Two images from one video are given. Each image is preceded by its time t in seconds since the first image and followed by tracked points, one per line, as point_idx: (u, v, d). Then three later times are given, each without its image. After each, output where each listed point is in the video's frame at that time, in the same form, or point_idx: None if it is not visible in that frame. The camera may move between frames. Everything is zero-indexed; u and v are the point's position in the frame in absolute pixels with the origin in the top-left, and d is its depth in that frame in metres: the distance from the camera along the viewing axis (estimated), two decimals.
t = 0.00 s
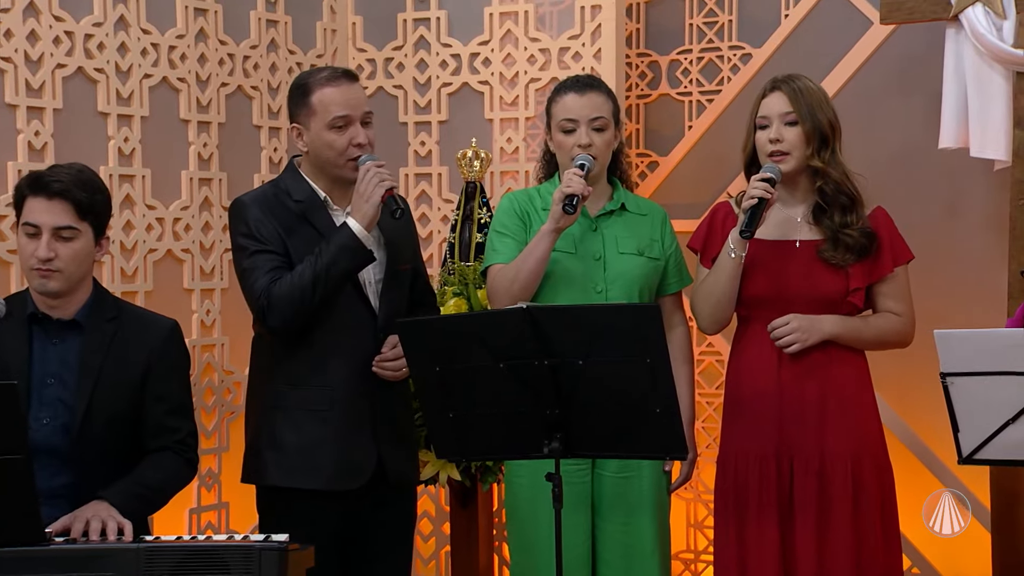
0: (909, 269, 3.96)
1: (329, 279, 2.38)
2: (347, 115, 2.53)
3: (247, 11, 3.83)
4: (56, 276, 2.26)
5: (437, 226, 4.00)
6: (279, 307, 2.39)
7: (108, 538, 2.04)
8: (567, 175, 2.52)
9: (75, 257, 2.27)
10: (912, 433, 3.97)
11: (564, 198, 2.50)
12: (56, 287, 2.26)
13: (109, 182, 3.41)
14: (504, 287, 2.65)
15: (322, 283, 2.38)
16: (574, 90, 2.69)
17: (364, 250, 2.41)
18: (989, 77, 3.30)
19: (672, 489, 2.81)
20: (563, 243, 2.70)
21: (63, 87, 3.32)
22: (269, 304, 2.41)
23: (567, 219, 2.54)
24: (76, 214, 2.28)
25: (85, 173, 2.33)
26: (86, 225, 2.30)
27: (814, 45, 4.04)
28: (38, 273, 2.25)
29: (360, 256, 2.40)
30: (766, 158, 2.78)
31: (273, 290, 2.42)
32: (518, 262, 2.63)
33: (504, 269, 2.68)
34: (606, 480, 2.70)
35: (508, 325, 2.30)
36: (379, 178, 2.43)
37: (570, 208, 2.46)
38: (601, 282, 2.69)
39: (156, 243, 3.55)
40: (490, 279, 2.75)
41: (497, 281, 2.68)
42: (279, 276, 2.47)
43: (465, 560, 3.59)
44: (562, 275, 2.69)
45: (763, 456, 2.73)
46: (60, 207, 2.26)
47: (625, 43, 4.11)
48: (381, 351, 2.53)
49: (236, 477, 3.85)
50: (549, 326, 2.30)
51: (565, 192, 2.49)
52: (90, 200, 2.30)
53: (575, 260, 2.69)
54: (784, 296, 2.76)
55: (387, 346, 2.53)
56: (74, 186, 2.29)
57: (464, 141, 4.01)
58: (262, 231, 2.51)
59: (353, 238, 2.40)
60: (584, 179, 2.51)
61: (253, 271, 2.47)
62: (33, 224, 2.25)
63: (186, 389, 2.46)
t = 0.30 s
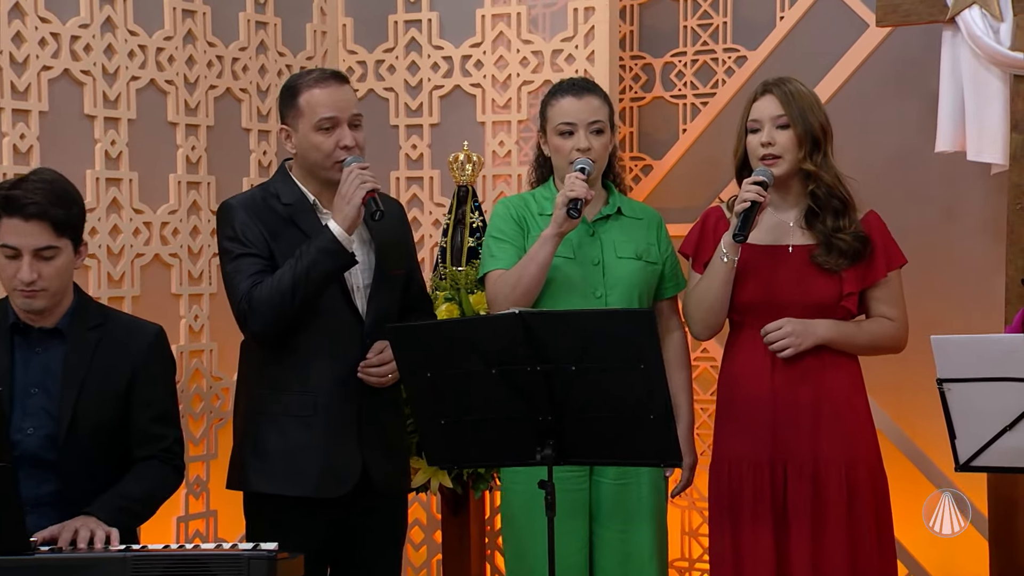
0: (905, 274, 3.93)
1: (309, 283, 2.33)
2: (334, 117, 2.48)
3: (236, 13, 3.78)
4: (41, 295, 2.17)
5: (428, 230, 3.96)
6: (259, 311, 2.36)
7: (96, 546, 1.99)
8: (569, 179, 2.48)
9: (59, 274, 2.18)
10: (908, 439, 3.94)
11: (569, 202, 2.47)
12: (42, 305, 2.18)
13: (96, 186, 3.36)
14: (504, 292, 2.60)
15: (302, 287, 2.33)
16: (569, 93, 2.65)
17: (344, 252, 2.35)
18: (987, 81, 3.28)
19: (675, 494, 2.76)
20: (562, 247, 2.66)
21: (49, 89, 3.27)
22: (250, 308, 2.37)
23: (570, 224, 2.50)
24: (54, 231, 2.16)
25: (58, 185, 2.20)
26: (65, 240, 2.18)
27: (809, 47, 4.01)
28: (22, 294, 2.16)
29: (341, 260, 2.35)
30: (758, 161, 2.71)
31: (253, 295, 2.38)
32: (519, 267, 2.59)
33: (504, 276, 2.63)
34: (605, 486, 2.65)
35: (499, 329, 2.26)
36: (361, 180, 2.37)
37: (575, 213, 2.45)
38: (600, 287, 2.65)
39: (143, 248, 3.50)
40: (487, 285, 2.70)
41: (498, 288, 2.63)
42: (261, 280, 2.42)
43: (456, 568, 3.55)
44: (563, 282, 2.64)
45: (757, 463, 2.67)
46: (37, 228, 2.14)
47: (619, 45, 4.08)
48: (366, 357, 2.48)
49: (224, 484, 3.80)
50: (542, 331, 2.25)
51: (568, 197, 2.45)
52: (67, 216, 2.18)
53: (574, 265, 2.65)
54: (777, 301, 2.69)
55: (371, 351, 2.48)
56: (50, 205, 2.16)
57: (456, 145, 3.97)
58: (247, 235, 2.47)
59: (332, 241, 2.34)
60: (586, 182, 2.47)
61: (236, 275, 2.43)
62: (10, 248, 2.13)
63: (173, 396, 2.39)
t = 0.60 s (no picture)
0: (900, 279, 3.90)
1: (295, 289, 2.29)
2: (325, 119, 2.44)
3: (224, 14, 3.74)
4: (14, 304, 2.10)
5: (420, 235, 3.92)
6: (244, 317, 2.31)
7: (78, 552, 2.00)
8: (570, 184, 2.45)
9: (32, 282, 2.11)
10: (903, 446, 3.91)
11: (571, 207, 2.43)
12: (15, 314, 2.11)
13: (81, 190, 3.32)
14: (504, 297, 2.55)
15: (288, 294, 2.29)
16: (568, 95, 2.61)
17: (331, 259, 2.31)
18: (984, 84, 3.25)
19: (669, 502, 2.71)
20: (564, 251, 2.62)
21: (34, 92, 3.22)
22: (235, 314, 2.33)
23: (572, 228, 2.46)
24: (23, 240, 2.09)
25: (27, 191, 2.13)
26: (36, 247, 2.11)
27: (804, 50, 3.99)
28: None
29: (328, 266, 2.30)
30: (750, 166, 2.64)
31: (239, 301, 2.33)
32: (519, 273, 2.54)
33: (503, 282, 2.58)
34: (604, 493, 2.61)
35: (490, 335, 2.22)
36: (348, 186, 2.33)
37: (577, 217, 2.40)
38: (600, 291, 2.61)
39: (129, 253, 3.45)
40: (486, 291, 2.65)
41: (498, 293, 2.58)
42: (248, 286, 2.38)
43: None
44: (562, 287, 2.60)
45: (750, 471, 2.57)
46: (6, 237, 2.06)
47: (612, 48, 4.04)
48: (355, 364, 2.43)
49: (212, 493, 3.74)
50: (534, 337, 2.21)
51: (571, 201, 2.42)
52: (37, 224, 2.11)
53: (573, 269, 2.61)
54: (768, 307, 2.61)
55: (361, 358, 2.43)
56: (18, 212, 2.09)
57: (447, 149, 3.93)
58: (236, 240, 2.42)
59: (318, 246, 2.30)
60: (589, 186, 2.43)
61: (223, 280, 2.38)
62: None
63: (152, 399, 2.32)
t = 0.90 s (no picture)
0: (894, 283, 3.88)
1: (276, 289, 2.24)
2: (313, 115, 2.42)
3: (211, 15, 3.69)
4: None
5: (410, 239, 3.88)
6: (227, 318, 2.27)
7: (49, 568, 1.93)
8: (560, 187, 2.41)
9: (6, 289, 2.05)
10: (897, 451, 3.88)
11: (561, 210, 2.39)
12: None
13: (66, 194, 3.27)
14: (498, 301, 2.50)
15: (268, 294, 2.23)
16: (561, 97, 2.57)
17: (313, 258, 2.25)
18: (978, 87, 3.24)
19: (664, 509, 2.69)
20: (558, 257, 2.57)
21: (17, 94, 3.17)
22: (218, 315, 2.29)
23: (565, 233, 2.42)
24: None
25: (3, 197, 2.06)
26: (11, 254, 2.05)
27: (798, 52, 3.96)
28: None
29: (309, 263, 2.25)
30: (739, 169, 2.60)
31: (222, 301, 2.29)
32: (515, 275, 2.50)
33: (497, 287, 2.53)
34: (600, 500, 2.56)
35: (480, 340, 2.17)
36: (329, 182, 2.28)
37: (568, 220, 2.35)
38: (596, 296, 2.56)
39: (115, 257, 3.41)
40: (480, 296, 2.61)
41: (492, 298, 2.53)
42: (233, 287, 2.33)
43: None
44: (557, 292, 2.56)
45: (740, 478, 2.53)
46: None
47: (604, 50, 4.01)
48: (343, 367, 2.39)
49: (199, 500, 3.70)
50: (525, 342, 2.17)
51: (559, 204, 2.38)
52: (11, 231, 2.03)
53: (568, 274, 2.57)
54: (760, 313, 2.57)
55: (348, 361, 2.39)
56: None
57: (437, 151, 3.90)
58: (226, 241, 2.38)
59: (299, 245, 2.25)
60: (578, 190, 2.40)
61: (209, 280, 2.34)
62: None
63: (122, 406, 2.27)
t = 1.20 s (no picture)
0: (888, 287, 3.85)
1: (260, 294, 2.20)
2: (308, 118, 2.38)
3: (200, 16, 3.64)
4: None
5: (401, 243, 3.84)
6: (211, 322, 2.24)
7: None
8: (549, 190, 2.35)
9: None
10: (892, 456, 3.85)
11: (547, 214, 2.33)
12: None
13: (51, 197, 3.22)
14: (489, 306, 2.47)
15: (252, 298, 2.20)
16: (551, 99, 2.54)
17: (295, 262, 2.23)
18: (975, 90, 3.22)
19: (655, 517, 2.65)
20: (547, 261, 2.53)
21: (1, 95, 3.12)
22: (201, 317, 2.26)
23: (553, 238, 2.38)
24: None
25: None
26: None
27: (793, 54, 3.93)
28: None
29: (294, 268, 2.23)
30: (732, 173, 2.56)
31: (206, 305, 2.26)
32: (503, 278, 2.46)
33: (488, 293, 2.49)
34: (595, 508, 2.52)
35: (470, 346, 2.13)
36: (315, 186, 2.22)
37: (554, 224, 2.29)
38: (588, 302, 2.52)
39: (101, 261, 3.36)
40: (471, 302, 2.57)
41: (481, 303, 2.49)
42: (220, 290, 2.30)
43: None
44: (546, 296, 2.52)
45: (730, 487, 2.48)
46: None
47: (597, 52, 3.97)
48: (329, 372, 2.34)
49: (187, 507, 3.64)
50: (517, 348, 2.13)
51: (547, 208, 2.32)
52: None
53: (559, 279, 2.52)
54: (755, 319, 2.52)
55: (336, 365, 2.34)
56: None
57: (429, 154, 3.86)
58: (217, 243, 2.34)
59: (283, 249, 2.23)
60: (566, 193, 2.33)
61: (197, 282, 2.31)
62: None
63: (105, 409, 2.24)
